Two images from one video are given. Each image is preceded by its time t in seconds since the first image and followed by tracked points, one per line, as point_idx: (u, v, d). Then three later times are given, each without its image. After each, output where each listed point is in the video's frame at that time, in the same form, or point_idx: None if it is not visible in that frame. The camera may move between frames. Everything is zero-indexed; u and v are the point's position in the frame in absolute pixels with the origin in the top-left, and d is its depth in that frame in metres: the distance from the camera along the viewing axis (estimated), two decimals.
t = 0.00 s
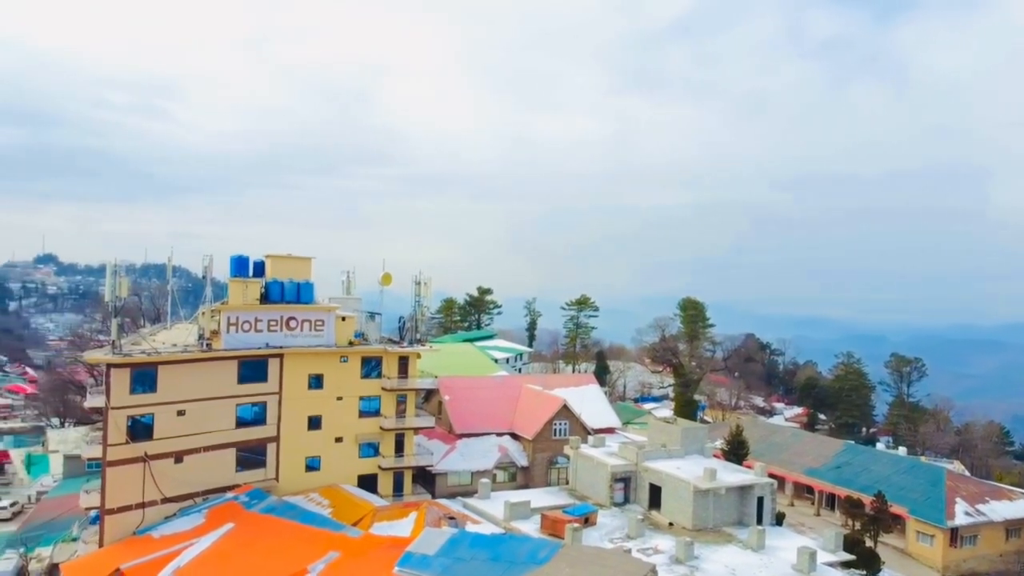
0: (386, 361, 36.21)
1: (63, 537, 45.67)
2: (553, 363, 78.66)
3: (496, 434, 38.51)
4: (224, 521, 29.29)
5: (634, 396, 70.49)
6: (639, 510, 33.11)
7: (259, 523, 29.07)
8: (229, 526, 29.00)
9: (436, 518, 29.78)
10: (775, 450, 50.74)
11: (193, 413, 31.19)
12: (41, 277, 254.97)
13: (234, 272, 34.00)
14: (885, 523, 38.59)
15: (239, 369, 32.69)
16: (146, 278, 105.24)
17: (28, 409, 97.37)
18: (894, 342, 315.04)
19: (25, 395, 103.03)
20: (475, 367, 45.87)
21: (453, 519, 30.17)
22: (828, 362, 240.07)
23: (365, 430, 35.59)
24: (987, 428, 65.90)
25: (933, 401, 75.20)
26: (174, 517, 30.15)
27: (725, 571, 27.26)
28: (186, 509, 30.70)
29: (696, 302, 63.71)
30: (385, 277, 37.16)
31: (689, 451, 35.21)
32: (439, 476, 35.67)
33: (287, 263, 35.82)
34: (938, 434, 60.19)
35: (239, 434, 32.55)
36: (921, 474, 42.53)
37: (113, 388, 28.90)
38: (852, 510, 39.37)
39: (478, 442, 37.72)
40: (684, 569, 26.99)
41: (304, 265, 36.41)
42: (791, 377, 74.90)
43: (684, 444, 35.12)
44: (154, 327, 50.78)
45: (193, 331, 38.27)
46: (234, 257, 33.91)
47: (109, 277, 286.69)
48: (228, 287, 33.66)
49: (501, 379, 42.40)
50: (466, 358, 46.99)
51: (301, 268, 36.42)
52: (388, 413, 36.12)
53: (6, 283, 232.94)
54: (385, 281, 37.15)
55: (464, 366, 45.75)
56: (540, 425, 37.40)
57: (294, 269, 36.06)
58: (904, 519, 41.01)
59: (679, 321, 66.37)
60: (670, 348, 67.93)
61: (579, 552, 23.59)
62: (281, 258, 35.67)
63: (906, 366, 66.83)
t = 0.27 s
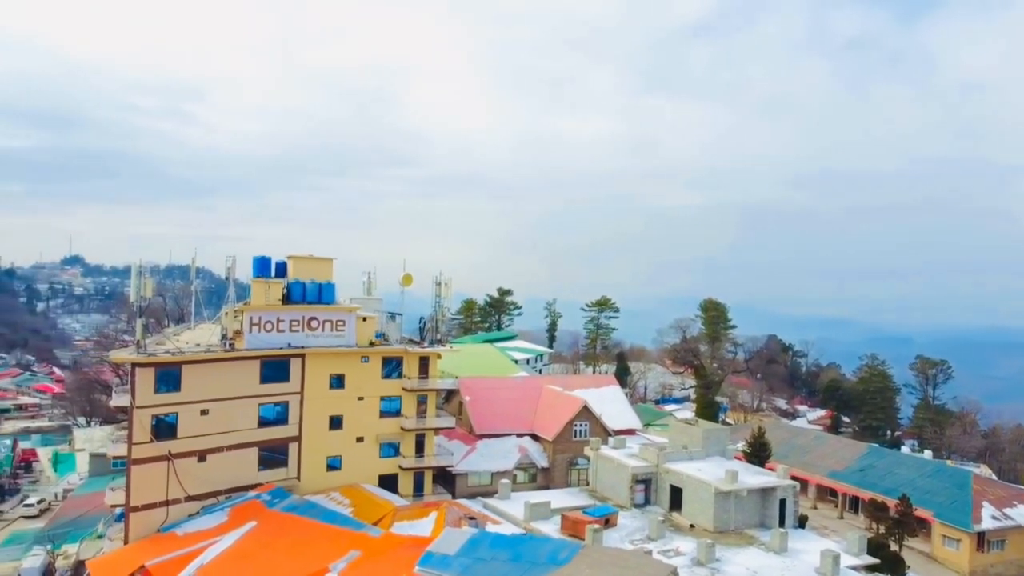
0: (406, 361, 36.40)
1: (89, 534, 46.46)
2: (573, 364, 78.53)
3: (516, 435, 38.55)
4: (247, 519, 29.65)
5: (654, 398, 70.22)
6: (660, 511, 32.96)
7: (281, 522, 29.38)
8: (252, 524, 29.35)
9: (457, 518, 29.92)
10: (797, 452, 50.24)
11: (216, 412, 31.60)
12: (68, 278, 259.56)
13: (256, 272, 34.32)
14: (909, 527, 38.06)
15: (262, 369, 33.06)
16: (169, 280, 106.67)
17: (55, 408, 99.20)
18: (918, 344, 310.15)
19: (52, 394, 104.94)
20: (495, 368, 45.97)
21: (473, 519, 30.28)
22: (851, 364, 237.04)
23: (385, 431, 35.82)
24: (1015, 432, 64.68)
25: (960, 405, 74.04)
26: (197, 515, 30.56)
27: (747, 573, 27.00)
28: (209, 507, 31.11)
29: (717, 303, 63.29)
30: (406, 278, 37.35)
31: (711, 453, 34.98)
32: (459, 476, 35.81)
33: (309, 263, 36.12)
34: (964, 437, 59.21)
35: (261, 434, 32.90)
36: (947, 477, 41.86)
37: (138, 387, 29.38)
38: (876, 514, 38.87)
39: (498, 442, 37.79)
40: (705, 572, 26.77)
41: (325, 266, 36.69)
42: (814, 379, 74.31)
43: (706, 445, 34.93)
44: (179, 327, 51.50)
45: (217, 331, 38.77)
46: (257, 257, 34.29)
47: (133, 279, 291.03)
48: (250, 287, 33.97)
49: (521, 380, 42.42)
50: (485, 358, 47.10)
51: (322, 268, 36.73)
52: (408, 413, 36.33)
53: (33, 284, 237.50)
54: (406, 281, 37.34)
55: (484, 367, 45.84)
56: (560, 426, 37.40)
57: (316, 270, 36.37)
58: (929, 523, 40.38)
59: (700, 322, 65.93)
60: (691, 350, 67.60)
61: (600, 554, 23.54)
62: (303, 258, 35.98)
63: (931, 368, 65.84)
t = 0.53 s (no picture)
0: (427, 362, 36.60)
1: (114, 531, 47.27)
2: (594, 366, 78.39)
3: (537, 436, 38.58)
4: (269, 518, 30.01)
5: (676, 399, 69.87)
6: (681, 513, 32.78)
7: (303, 521, 29.69)
8: (274, 522, 29.69)
9: (477, 518, 30.03)
10: (820, 455, 49.69)
11: (239, 411, 32.00)
12: (94, 280, 264.20)
13: (279, 273, 34.70)
14: (935, 531, 37.45)
15: (284, 369, 33.43)
16: (193, 280, 108.21)
17: (83, 406, 101.18)
18: (944, 346, 304.83)
19: (79, 393, 106.97)
20: (516, 368, 46.04)
21: (494, 519, 30.36)
22: (875, 366, 233.83)
23: (406, 430, 36.04)
24: None
25: (988, 408, 72.69)
26: (220, 513, 30.98)
27: None
28: (232, 505, 31.51)
29: (739, 304, 62.82)
30: (427, 279, 37.54)
31: (733, 455, 34.74)
32: (479, 476, 35.94)
33: (331, 263, 36.45)
34: (992, 441, 58.12)
35: (283, 433, 33.26)
36: (974, 481, 41.15)
37: (162, 387, 29.85)
38: (901, 517, 38.31)
39: (519, 443, 37.85)
40: (727, 573, 26.56)
41: (347, 266, 37.00)
42: (838, 381, 73.45)
43: (728, 447, 34.68)
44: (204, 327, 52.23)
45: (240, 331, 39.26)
46: (280, 258, 34.68)
47: (157, 280, 295.49)
48: (273, 287, 34.32)
49: (542, 381, 42.43)
50: (506, 359, 47.21)
51: (344, 269, 37.04)
52: (429, 413, 36.53)
53: (61, 285, 242.19)
54: (427, 282, 37.54)
55: (505, 368, 45.95)
56: (581, 427, 37.38)
57: (338, 270, 36.69)
58: (956, 527, 39.69)
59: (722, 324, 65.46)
60: (713, 352, 67.23)
61: (621, 555, 23.49)
62: (325, 259, 36.31)
63: (958, 371, 64.75)
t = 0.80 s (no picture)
0: (450, 362, 36.80)
1: (142, 529, 48.08)
2: (616, 367, 78.20)
3: (559, 437, 38.62)
4: (293, 516, 30.37)
5: (699, 401, 69.44)
6: (705, 515, 32.59)
7: (327, 520, 30.02)
8: (298, 521, 30.04)
9: (500, 518, 30.14)
10: (846, 458, 49.08)
11: (264, 410, 32.44)
12: (122, 281, 269.16)
13: (303, 273, 35.12)
14: (965, 535, 36.78)
15: (308, 369, 33.83)
16: (219, 282, 109.89)
17: (111, 405, 103.16)
18: (974, 348, 298.81)
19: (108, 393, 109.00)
20: (538, 369, 46.11)
21: (516, 519, 30.44)
22: (902, 368, 229.99)
23: (429, 430, 36.26)
24: None
25: (1019, 412, 71.19)
26: (245, 511, 31.41)
27: None
28: (257, 503, 31.94)
29: (763, 305, 62.28)
30: (449, 279, 37.74)
31: (757, 457, 34.45)
32: (502, 477, 36.04)
33: (354, 264, 36.80)
34: None
35: (307, 432, 33.65)
36: (1005, 485, 40.34)
37: (189, 386, 30.36)
38: (929, 521, 37.69)
39: (541, 444, 37.90)
40: None
41: (370, 267, 37.34)
42: (864, 384, 72.49)
43: (752, 449, 34.42)
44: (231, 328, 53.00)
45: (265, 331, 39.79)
46: (304, 259, 35.10)
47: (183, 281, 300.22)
48: (297, 288, 34.74)
49: (564, 382, 42.44)
50: (528, 360, 47.30)
51: (367, 270, 37.37)
52: (452, 413, 36.72)
53: (90, 286, 246.98)
54: (449, 282, 37.73)
55: (527, 368, 46.03)
56: (604, 427, 37.33)
57: (361, 271, 37.05)
58: (986, 532, 38.92)
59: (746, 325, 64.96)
60: (737, 353, 66.78)
61: (644, 556, 23.43)
62: (348, 259, 36.68)
63: (988, 373, 63.51)
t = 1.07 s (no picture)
0: (476, 362, 37.01)
1: (173, 525, 49.04)
2: (643, 368, 77.92)
3: (586, 438, 38.64)
4: (321, 515, 30.79)
5: (727, 403, 68.89)
6: (733, 518, 32.35)
7: (355, 518, 30.39)
8: (326, 519, 30.45)
9: (527, 519, 30.24)
10: (878, 461, 48.31)
11: (292, 409, 32.94)
12: (154, 282, 274.62)
13: (331, 274, 35.61)
14: (1001, 541, 35.96)
15: (336, 368, 34.28)
16: (248, 283, 111.74)
17: (143, 405, 105.47)
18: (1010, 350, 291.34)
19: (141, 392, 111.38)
20: (565, 370, 46.16)
21: (543, 520, 30.52)
22: (935, 371, 225.25)
23: (456, 431, 36.51)
24: None
25: None
26: (274, 509, 31.90)
27: None
28: (286, 501, 32.43)
29: (792, 307, 61.59)
30: (475, 280, 37.96)
31: (786, 459, 34.09)
32: (529, 477, 36.17)
33: (381, 265, 37.19)
34: None
35: (335, 431, 34.09)
36: None
37: (219, 385, 30.95)
38: (964, 526, 36.92)
39: (567, 445, 37.96)
40: None
41: (397, 267, 37.71)
42: (896, 387, 71.27)
43: (781, 451, 34.08)
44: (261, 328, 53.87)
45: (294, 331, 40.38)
46: (331, 259, 35.57)
47: (212, 282, 305.47)
48: (325, 288, 35.23)
49: (591, 382, 42.44)
50: (555, 360, 47.38)
51: (394, 270, 37.73)
52: (478, 413, 36.92)
53: (123, 287, 252.42)
54: (475, 283, 37.96)
55: (554, 369, 46.12)
56: (630, 428, 37.28)
57: (388, 271, 37.43)
58: None
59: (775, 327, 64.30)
60: (765, 355, 66.17)
61: (672, 558, 23.32)
62: (376, 260, 37.08)
63: None
